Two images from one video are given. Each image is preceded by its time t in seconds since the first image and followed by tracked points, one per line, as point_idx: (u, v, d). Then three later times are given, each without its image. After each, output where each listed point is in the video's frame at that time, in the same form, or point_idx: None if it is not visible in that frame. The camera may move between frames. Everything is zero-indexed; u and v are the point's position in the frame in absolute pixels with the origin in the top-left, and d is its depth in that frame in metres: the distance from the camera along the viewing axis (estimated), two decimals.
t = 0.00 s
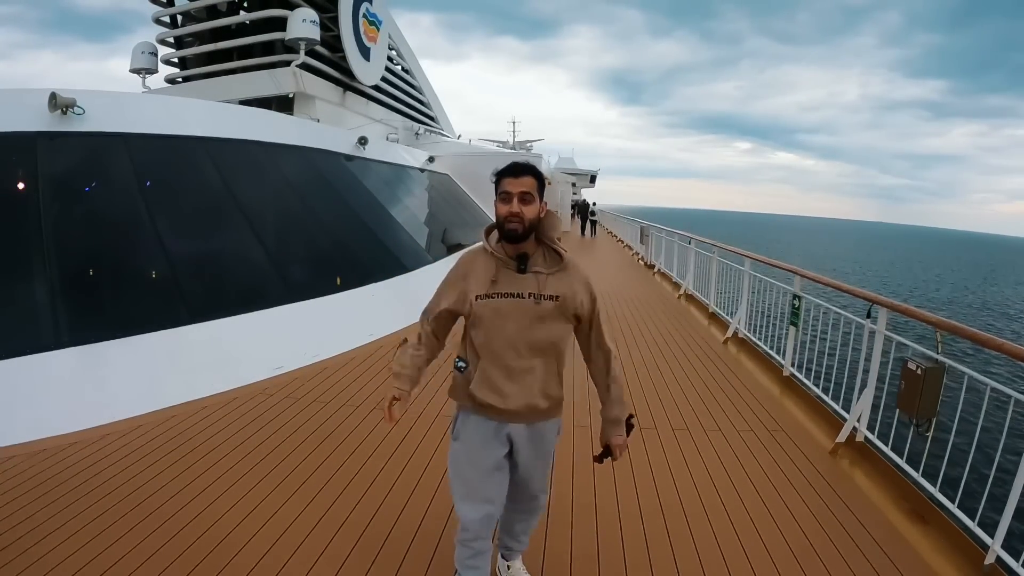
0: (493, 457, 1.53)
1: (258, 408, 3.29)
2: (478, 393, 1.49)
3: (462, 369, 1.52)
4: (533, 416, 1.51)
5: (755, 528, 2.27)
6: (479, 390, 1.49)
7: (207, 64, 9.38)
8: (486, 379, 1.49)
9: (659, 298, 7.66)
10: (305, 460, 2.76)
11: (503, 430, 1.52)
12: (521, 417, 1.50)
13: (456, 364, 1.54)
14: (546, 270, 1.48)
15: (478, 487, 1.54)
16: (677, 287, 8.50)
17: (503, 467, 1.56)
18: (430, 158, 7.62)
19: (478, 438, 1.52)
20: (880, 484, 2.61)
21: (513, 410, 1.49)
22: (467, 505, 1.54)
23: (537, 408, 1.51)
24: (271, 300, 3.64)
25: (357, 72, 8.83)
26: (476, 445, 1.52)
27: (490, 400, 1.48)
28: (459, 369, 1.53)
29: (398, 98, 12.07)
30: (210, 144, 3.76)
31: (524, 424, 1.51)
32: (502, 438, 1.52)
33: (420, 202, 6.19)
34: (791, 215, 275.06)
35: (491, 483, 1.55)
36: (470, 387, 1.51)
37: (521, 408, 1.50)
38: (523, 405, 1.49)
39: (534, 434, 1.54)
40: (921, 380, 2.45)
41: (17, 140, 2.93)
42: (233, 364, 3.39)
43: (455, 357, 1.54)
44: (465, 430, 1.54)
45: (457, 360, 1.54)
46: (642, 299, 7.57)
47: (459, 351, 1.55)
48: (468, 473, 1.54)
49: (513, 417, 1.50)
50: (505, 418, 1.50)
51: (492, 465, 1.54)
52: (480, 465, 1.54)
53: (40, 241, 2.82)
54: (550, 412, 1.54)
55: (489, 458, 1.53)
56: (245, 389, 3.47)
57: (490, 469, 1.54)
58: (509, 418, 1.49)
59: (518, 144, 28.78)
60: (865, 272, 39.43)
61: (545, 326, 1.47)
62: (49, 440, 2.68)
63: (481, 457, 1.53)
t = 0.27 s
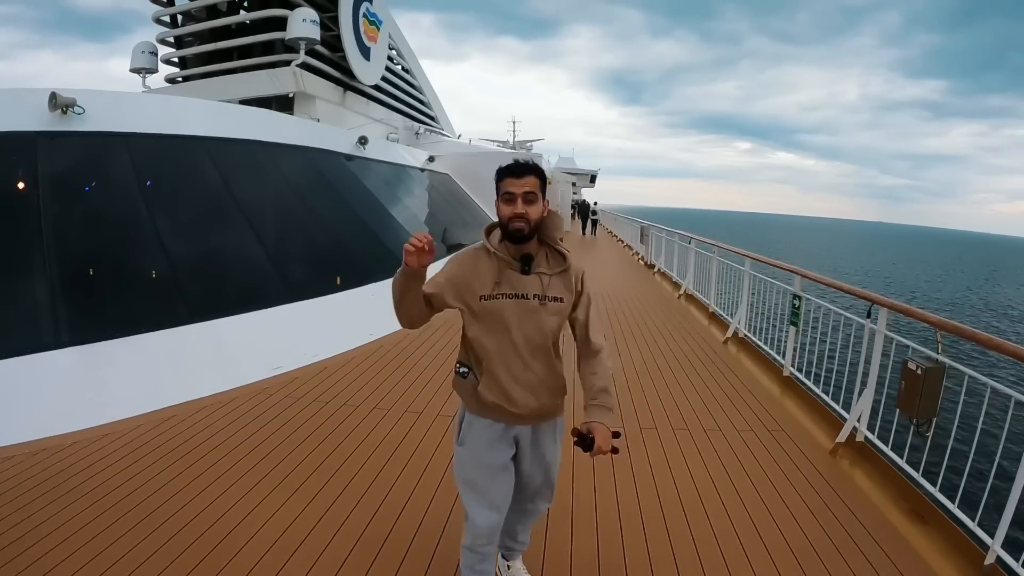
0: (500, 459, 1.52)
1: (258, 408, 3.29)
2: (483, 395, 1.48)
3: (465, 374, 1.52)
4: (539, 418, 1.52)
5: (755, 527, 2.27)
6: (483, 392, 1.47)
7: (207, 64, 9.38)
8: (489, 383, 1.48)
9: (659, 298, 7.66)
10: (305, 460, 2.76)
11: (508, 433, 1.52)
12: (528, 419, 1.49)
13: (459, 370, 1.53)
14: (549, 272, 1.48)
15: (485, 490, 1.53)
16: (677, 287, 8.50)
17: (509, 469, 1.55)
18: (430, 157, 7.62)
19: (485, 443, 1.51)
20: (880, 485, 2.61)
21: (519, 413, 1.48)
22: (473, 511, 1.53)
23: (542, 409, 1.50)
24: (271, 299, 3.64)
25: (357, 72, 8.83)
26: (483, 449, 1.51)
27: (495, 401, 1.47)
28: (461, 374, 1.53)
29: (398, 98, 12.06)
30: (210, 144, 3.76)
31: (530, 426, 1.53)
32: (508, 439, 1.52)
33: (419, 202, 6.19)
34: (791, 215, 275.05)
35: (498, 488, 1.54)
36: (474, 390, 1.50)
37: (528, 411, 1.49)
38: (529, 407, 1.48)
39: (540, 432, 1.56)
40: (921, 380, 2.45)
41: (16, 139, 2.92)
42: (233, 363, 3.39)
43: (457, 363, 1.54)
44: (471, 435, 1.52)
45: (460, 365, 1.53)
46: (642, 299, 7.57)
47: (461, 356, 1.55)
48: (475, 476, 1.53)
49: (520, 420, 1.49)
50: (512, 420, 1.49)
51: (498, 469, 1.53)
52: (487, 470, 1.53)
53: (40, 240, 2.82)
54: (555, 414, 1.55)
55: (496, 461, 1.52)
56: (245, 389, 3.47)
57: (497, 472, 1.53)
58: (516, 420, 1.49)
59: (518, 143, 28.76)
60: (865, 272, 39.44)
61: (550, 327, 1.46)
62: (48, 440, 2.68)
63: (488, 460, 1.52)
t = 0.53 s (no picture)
0: (501, 468, 1.53)
1: (259, 408, 3.28)
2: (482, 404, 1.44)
3: (462, 379, 1.49)
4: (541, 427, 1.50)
5: (755, 528, 2.27)
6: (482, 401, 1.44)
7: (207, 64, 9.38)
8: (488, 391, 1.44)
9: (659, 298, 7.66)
10: (305, 460, 2.75)
11: (510, 441, 1.51)
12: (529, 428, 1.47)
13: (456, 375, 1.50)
14: (547, 274, 1.47)
15: (487, 500, 1.53)
16: (677, 287, 8.50)
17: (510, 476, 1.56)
18: (430, 157, 7.61)
19: (485, 453, 1.50)
20: (880, 485, 2.61)
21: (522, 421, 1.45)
22: (474, 519, 1.52)
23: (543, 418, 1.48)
24: (271, 299, 3.64)
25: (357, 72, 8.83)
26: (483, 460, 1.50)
27: (494, 411, 1.44)
28: (458, 379, 1.50)
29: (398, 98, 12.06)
30: (210, 144, 3.76)
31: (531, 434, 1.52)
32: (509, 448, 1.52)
33: (420, 202, 6.19)
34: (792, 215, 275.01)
35: (497, 495, 1.54)
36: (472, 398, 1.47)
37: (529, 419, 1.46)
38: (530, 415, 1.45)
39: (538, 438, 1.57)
40: (921, 380, 2.45)
41: (17, 139, 2.93)
42: (234, 363, 3.39)
43: (453, 368, 1.51)
44: (470, 445, 1.51)
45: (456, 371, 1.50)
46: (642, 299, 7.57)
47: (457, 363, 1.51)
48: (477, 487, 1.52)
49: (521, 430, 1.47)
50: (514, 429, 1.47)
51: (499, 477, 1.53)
52: (488, 479, 1.52)
53: (40, 240, 2.82)
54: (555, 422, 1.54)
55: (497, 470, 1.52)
56: (245, 389, 3.47)
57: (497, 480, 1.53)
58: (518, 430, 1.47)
59: (518, 143, 28.76)
60: (865, 273, 39.44)
61: (549, 333, 1.45)
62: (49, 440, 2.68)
63: (490, 470, 1.51)
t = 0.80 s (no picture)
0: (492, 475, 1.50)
1: (258, 408, 3.28)
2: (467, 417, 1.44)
3: (449, 390, 1.46)
4: (532, 435, 1.50)
5: (755, 528, 2.27)
6: (468, 414, 1.44)
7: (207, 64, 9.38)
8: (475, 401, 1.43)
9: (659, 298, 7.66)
10: (305, 460, 2.75)
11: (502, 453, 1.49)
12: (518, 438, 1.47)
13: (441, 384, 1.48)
14: (536, 274, 1.46)
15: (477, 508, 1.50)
16: (677, 287, 8.51)
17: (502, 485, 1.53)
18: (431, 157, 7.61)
19: (478, 462, 1.48)
20: (880, 485, 2.61)
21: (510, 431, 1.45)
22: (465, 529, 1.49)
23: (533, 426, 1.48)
24: (271, 300, 3.64)
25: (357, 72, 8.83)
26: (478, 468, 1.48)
27: (480, 422, 1.43)
28: (444, 389, 1.47)
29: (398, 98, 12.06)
30: (210, 144, 3.75)
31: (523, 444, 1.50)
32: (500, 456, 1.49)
33: (420, 202, 6.19)
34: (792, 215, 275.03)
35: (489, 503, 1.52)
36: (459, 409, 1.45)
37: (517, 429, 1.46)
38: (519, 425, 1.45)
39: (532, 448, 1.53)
40: (922, 380, 2.45)
41: (17, 139, 2.92)
42: (233, 363, 3.39)
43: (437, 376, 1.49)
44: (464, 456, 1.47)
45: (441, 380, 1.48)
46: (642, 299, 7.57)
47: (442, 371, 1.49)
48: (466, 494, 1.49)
49: (511, 438, 1.47)
50: (502, 440, 1.46)
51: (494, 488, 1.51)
52: (481, 490, 1.50)
53: (40, 240, 2.82)
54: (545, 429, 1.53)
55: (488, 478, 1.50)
56: (245, 389, 3.47)
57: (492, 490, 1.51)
58: (508, 440, 1.47)
59: (518, 143, 28.67)
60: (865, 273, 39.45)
61: (538, 334, 1.44)
62: (48, 440, 2.68)
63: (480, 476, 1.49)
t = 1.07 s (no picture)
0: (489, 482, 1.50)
1: (258, 408, 3.28)
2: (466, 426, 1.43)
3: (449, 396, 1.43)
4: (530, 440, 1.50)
5: (755, 528, 2.27)
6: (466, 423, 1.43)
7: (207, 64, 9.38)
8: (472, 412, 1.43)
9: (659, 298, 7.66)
10: (305, 460, 2.75)
11: (501, 462, 1.50)
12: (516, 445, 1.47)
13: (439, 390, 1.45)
14: (529, 276, 1.45)
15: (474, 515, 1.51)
16: (677, 287, 8.50)
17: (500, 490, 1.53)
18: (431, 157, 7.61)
19: (471, 472, 1.47)
20: (880, 484, 2.61)
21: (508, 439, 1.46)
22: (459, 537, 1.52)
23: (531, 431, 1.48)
24: (271, 300, 3.64)
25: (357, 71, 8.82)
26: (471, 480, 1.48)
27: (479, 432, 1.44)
28: (445, 397, 1.44)
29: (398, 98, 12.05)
30: (210, 144, 3.75)
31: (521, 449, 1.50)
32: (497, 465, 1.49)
33: (420, 202, 6.18)
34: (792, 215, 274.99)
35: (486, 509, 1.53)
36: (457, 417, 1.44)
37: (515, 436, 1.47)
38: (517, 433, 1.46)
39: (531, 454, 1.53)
40: (921, 380, 2.45)
41: (17, 139, 2.92)
42: (234, 363, 3.39)
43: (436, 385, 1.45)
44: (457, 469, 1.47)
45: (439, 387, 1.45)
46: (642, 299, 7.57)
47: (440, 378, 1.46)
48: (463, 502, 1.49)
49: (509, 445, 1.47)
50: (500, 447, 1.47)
51: (487, 498, 1.52)
52: (478, 496, 1.50)
53: (40, 240, 2.82)
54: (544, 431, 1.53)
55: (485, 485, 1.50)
56: (245, 389, 3.47)
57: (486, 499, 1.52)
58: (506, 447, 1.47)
59: (518, 143, 28.67)
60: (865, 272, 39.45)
61: (536, 336, 1.43)
62: (49, 440, 2.69)
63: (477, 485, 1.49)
